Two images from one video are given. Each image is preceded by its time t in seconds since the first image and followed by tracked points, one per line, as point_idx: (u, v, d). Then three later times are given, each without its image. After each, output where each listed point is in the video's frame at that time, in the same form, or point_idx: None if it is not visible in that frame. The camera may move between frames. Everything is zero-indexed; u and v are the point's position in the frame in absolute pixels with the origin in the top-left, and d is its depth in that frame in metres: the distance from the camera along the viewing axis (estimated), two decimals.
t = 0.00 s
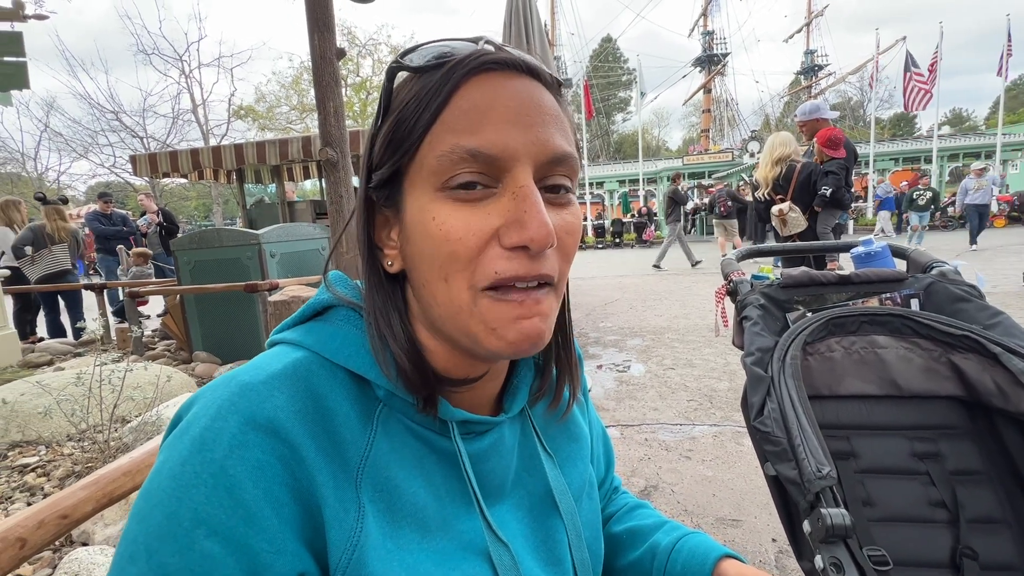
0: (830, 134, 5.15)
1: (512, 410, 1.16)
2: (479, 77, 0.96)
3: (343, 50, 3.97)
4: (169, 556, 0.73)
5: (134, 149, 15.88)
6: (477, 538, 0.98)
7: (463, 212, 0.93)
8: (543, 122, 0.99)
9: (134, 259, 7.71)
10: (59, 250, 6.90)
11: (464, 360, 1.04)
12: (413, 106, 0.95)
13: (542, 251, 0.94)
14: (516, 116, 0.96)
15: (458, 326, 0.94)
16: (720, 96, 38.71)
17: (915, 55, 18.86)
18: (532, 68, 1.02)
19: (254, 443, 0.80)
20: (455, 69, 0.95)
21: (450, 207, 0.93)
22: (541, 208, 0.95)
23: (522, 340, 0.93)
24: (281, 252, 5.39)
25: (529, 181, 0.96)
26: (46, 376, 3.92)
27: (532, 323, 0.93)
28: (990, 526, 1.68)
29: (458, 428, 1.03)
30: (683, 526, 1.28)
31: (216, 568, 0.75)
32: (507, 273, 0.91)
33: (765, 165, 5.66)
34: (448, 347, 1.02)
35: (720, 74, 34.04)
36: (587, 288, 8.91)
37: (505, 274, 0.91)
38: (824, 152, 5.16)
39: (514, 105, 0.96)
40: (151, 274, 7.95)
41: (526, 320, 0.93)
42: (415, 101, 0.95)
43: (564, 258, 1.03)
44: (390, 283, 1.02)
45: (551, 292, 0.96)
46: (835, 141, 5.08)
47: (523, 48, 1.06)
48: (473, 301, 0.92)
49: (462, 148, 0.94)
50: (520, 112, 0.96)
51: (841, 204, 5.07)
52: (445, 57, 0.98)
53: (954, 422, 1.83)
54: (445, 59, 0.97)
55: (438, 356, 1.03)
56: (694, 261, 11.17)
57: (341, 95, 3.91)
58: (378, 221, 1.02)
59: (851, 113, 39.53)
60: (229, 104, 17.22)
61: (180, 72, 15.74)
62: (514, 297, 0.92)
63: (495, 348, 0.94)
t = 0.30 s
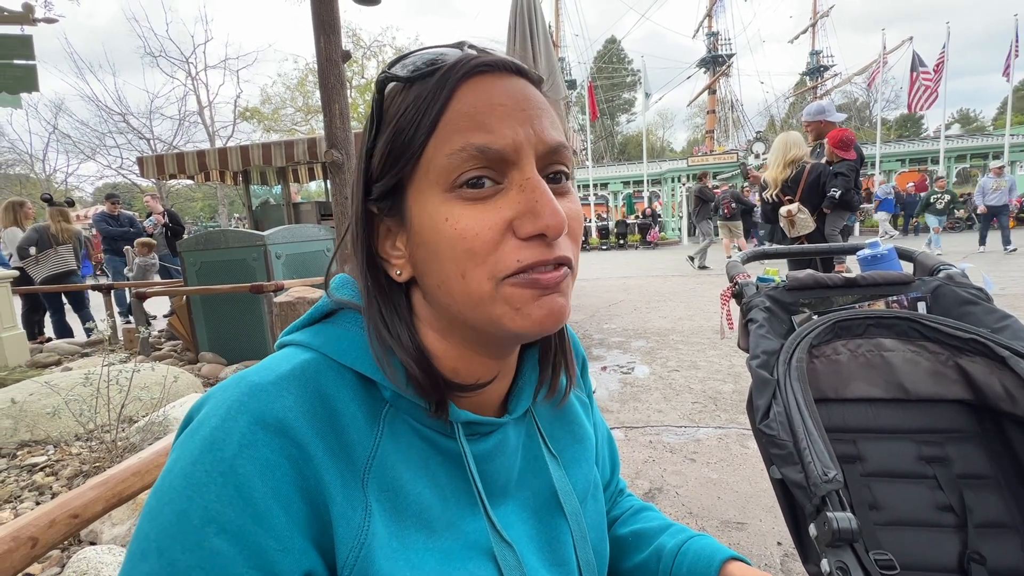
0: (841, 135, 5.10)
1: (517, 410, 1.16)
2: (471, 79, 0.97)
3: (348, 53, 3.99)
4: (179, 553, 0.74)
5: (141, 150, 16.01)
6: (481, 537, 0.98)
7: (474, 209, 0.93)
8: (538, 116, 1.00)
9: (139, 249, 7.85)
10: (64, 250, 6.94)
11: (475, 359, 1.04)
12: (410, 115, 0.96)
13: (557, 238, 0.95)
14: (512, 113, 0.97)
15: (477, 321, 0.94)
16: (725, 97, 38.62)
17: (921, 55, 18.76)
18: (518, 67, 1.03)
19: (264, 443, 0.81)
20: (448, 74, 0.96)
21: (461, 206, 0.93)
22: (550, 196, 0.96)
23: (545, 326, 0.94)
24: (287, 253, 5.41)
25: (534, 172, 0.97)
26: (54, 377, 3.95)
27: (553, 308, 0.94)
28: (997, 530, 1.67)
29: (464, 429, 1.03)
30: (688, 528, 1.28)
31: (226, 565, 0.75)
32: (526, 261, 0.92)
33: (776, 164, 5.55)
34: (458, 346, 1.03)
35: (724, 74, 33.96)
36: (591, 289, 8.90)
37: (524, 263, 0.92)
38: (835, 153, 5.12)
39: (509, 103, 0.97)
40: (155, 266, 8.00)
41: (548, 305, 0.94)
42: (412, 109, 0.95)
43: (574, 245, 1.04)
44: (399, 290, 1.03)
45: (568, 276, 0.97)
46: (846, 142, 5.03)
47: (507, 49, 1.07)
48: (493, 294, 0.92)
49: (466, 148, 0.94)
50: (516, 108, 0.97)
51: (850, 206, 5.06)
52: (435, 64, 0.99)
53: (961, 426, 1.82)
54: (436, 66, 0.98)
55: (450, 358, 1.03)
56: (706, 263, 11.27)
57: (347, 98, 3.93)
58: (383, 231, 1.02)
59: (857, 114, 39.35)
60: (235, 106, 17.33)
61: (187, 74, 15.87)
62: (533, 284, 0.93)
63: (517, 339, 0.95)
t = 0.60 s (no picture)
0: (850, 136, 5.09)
1: (522, 410, 1.16)
2: (459, 87, 0.97)
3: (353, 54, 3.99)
4: (190, 551, 0.74)
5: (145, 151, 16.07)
6: (487, 537, 0.98)
7: (466, 217, 0.93)
8: (527, 119, 1.00)
9: (144, 245, 7.81)
10: (73, 250, 6.95)
11: (476, 362, 1.04)
12: (401, 125, 0.96)
13: (549, 242, 0.95)
14: (501, 118, 0.97)
15: (473, 325, 0.95)
16: (728, 98, 38.56)
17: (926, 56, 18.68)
18: (507, 70, 1.03)
19: (273, 442, 0.81)
20: (436, 83, 0.96)
21: (453, 214, 0.93)
22: (540, 201, 0.96)
23: (538, 331, 0.94)
24: (291, 254, 5.42)
25: (525, 178, 0.97)
26: (60, 377, 3.96)
27: (546, 312, 0.94)
28: (1004, 534, 1.66)
29: (469, 429, 1.03)
30: (693, 528, 1.27)
31: (237, 563, 0.75)
32: (517, 268, 0.92)
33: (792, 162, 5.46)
34: (460, 349, 1.03)
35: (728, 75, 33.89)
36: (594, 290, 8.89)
37: (515, 269, 0.92)
38: (844, 154, 5.10)
39: (498, 109, 0.97)
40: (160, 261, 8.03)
41: (541, 310, 0.94)
42: (403, 119, 0.95)
43: (569, 247, 1.04)
44: (400, 295, 1.03)
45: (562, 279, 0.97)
46: (855, 144, 5.02)
47: (495, 52, 1.07)
48: (487, 300, 0.92)
49: (457, 157, 0.94)
50: (505, 114, 0.97)
51: (858, 207, 5.04)
52: (423, 73, 0.99)
53: (967, 429, 1.81)
54: (424, 75, 0.98)
55: (452, 360, 1.04)
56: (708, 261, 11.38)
57: (351, 99, 3.94)
58: (382, 239, 1.03)
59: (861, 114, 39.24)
60: (239, 108, 17.39)
61: (192, 76, 15.94)
62: (525, 290, 0.93)
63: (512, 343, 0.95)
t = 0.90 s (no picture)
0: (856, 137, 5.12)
1: (526, 410, 1.16)
2: (461, 90, 0.97)
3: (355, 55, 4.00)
4: (199, 546, 0.74)
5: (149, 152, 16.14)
6: (491, 535, 0.98)
7: (467, 219, 0.93)
8: (530, 122, 1.00)
9: (152, 247, 7.94)
10: (81, 249, 7.00)
11: (480, 360, 1.05)
12: (405, 126, 0.96)
13: (548, 246, 0.95)
14: (504, 121, 0.97)
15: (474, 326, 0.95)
16: (731, 98, 38.55)
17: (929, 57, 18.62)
18: (511, 72, 1.03)
19: (281, 439, 0.81)
20: (439, 85, 0.96)
21: (454, 216, 0.94)
22: (540, 205, 0.96)
23: (538, 333, 0.94)
24: (294, 254, 5.43)
25: (526, 181, 0.97)
26: (64, 376, 3.98)
27: (547, 314, 0.95)
28: (1007, 535, 1.66)
29: (473, 428, 1.03)
30: (696, 529, 1.28)
31: (246, 558, 0.76)
32: (516, 270, 0.92)
33: (797, 161, 5.47)
34: (463, 349, 1.03)
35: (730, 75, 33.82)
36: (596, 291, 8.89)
37: (515, 272, 0.92)
38: (850, 153, 5.13)
39: (500, 111, 0.97)
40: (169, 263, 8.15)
41: (541, 312, 0.94)
42: (406, 121, 0.96)
43: (571, 250, 1.03)
44: (405, 294, 1.03)
45: (562, 282, 0.97)
46: (862, 143, 5.05)
47: (501, 53, 1.07)
48: (486, 302, 0.92)
49: (459, 159, 0.94)
50: (507, 117, 0.97)
51: (865, 206, 5.02)
52: (427, 75, 0.99)
53: (971, 430, 1.81)
54: (428, 77, 0.99)
55: (456, 359, 1.04)
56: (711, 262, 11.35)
57: (354, 100, 3.94)
58: (387, 239, 1.03)
59: (864, 115, 39.21)
60: (242, 108, 17.44)
61: (195, 76, 15.99)
62: (524, 293, 0.93)
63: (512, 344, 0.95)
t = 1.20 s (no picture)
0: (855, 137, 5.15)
1: (526, 411, 1.16)
2: (464, 91, 0.97)
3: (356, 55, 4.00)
4: (198, 548, 0.75)
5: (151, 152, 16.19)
6: (491, 537, 0.98)
7: (467, 221, 0.93)
8: (532, 124, 1.00)
9: (155, 246, 7.96)
10: (85, 248, 7.02)
11: (479, 362, 1.05)
12: (407, 126, 0.96)
13: (547, 249, 0.95)
14: (505, 123, 0.97)
15: (473, 328, 0.95)
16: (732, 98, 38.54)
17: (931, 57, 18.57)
18: (514, 73, 1.03)
19: (280, 441, 0.82)
20: (441, 86, 0.96)
21: (454, 218, 0.94)
22: (540, 209, 0.96)
23: (536, 336, 0.95)
24: (295, 254, 5.44)
25: (526, 184, 0.97)
26: (66, 375, 3.98)
27: (546, 317, 0.95)
28: (1009, 536, 1.65)
29: (473, 429, 1.03)
30: (698, 530, 1.27)
31: (245, 560, 0.76)
32: (515, 274, 0.92)
33: (797, 162, 5.43)
34: (463, 350, 1.03)
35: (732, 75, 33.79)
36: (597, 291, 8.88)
37: (513, 275, 0.92)
38: (849, 154, 5.17)
39: (502, 113, 0.97)
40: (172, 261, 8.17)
41: (539, 316, 0.94)
42: (408, 121, 0.96)
43: (571, 254, 1.03)
44: (405, 294, 1.03)
45: (562, 286, 0.97)
46: (861, 143, 5.09)
47: (505, 54, 1.07)
48: (485, 304, 0.92)
49: (459, 162, 0.94)
50: (509, 119, 0.97)
51: (866, 206, 5.04)
52: (429, 75, 0.99)
53: (972, 431, 1.81)
54: (430, 77, 0.99)
55: (455, 360, 1.04)
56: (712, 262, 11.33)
57: (355, 101, 3.94)
58: (388, 238, 1.03)
59: (865, 115, 39.19)
60: (243, 108, 17.47)
61: (196, 76, 16.02)
62: (523, 297, 0.93)
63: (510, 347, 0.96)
